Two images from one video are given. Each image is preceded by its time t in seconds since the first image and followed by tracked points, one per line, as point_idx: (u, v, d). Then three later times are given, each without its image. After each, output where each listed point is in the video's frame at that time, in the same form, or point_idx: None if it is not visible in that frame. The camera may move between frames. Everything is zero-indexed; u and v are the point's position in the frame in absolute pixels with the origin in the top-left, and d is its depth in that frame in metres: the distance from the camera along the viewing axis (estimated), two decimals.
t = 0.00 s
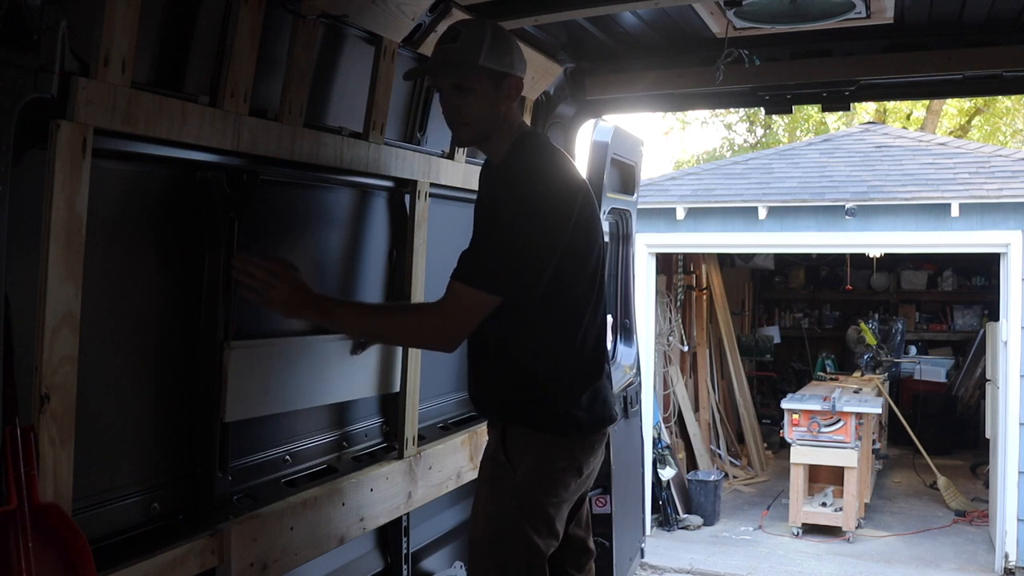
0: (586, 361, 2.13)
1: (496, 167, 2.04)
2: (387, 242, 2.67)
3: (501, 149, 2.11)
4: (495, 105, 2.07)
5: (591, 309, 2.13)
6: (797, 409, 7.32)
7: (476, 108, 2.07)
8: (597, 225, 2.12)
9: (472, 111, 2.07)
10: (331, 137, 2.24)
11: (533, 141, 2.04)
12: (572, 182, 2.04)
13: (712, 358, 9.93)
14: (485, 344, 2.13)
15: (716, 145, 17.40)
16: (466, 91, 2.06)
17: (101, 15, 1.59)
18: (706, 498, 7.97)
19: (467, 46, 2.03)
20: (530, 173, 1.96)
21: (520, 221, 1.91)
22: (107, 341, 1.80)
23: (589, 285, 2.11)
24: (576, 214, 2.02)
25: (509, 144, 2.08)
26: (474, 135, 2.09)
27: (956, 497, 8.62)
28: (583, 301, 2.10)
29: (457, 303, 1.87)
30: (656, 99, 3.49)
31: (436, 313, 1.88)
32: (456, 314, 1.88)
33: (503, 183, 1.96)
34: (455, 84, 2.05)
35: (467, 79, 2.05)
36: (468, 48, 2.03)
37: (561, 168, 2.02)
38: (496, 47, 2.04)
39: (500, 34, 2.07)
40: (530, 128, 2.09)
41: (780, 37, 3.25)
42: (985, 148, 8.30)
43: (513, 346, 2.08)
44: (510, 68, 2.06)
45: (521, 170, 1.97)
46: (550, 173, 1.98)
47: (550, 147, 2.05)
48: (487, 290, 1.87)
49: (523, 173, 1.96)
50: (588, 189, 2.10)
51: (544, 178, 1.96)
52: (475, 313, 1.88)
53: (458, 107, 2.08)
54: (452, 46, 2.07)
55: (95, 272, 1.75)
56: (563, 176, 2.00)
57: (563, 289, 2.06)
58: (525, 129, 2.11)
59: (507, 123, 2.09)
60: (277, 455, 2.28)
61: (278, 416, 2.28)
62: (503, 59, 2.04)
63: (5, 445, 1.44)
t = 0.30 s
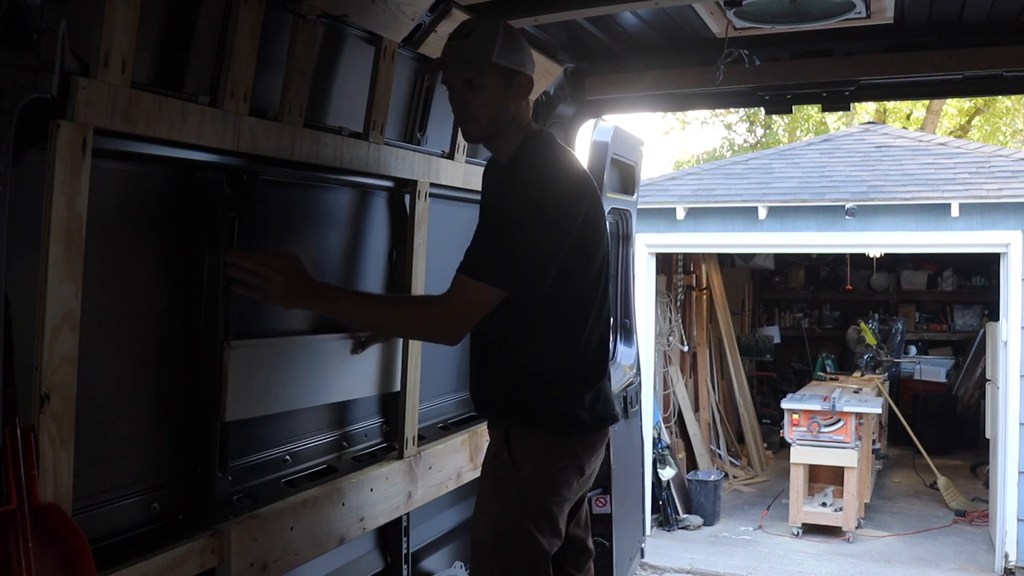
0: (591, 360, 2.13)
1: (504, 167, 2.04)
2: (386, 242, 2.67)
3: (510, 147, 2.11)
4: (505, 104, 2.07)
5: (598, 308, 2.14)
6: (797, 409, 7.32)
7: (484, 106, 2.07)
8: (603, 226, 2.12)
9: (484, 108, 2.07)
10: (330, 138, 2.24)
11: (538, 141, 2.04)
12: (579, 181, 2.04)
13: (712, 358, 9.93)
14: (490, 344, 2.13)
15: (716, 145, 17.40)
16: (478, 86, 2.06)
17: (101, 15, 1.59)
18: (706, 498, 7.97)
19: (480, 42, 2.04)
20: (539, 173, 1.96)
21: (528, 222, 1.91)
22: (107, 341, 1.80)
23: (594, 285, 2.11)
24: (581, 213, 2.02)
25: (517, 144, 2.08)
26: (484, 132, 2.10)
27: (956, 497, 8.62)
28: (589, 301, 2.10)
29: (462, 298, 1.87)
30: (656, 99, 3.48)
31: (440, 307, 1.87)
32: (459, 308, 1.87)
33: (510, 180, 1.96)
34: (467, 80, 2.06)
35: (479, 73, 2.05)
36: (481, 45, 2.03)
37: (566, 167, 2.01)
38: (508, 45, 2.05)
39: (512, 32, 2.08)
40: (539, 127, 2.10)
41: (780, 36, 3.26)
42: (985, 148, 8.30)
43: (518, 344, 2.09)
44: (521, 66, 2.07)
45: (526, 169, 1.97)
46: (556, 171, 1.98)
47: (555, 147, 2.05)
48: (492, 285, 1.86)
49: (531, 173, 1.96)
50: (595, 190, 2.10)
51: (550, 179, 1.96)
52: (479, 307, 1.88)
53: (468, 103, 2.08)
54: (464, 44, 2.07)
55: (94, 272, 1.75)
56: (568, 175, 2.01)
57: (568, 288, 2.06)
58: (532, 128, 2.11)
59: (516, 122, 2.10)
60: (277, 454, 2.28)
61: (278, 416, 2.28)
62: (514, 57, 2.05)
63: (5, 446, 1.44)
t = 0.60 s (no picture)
0: (597, 357, 2.14)
1: (507, 167, 2.04)
2: (387, 242, 2.67)
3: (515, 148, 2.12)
4: (513, 107, 2.09)
5: (604, 305, 2.15)
6: (797, 409, 7.32)
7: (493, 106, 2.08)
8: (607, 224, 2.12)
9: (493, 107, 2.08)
10: (331, 137, 2.24)
11: (542, 141, 2.04)
12: (581, 182, 2.03)
13: (712, 358, 9.93)
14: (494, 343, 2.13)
15: (716, 145, 17.40)
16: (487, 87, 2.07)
17: (101, 15, 1.59)
18: (706, 498, 7.97)
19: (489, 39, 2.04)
20: (542, 172, 1.96)
21: (537, 222, 1.91)
22: (107, 340, 1.80)
23: (598, 284, 2.11)
24: (589, 212, 2.02)
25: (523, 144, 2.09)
26: (494, 134, 2.12)
27: (956, 497, 8.62)
28: (593, 298, 2.11)
29: (473, 294, 1.87)
30: (656, 99, 3.48)
31: (446, 304, 1.87)
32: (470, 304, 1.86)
33: (515, 180, 1.96)
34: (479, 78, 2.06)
35: (490, 73, 2.05)
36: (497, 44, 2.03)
37: (570, 166, 2.01)
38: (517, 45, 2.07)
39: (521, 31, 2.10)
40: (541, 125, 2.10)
41: (780, 37, 3.26)
42: (986, 148, 8.30)
43: (524, 344, 2.09)
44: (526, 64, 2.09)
45: (529, 170, 1.97)
46: (559, 170, 1.98)
47: (558, 146, 2.06)
48: (505, 282, 1.86)
49: (534, 172, 1.96)
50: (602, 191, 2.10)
51: (553, 178, 1.96)
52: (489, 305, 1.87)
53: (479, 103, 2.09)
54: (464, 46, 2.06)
55: (94, 272, 1.75)
56: (572, 174, 2.01)
57: (573, 288, 2.07)
58: (534, 127, 2.12)
59: (520, 121, 2.11)
60: (277, 455, 2.28)
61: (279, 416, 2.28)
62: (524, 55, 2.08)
63: (5, 446, 1.44)
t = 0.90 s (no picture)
0: (595, 357, 2.14)
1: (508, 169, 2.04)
2: (387, 242, 2.67)
3: (510, 154, 2.08)
4: (504, 111, 2.03)
5: (602, 308, 2.15)
6: (797, 409, 7.32)
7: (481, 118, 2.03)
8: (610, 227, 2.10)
9: (483, 117, 2.02)
10: (331, 137, 2.24)
11: (541, 144, 2.04)
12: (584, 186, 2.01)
13: (712, 358, 9.93)
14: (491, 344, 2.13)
15: (716, 145, 17.40)
16: (477, 97, 2.00)
17: (101, 15, 1.59)
18: (706, 498, 7.97)
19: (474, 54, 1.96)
20: (542, 174, 1.96)
21: (538, 224, 1.90)
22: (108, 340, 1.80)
23: (595, 288, 2.10)
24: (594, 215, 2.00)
25: (519, 152, 2.06)
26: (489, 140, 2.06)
27: (956, 497, 8.62)
28: (592, 300, 2.10)
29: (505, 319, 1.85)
30: (656, 99, 3.48)
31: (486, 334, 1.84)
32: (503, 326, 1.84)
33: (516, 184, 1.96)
34: (467, 92, 2.00)
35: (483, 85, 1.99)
36: (477, 57, 1.96)
37: (572, 168, 2.00)
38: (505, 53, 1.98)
39: (506, 34, 2.00)
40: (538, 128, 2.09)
41: (780, 37, 3.26)
42: (986, 148, 8.30)
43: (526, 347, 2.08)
44: (519, 71, 2.00)
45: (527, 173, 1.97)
46: (559, 173, 1.97)
47: (558, 148, 2.05)
48: (526, 300, 1.85)
49: (534, 174, 1.96)
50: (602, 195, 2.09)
51: (553, 181, 1.95)
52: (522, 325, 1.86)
53: (468, 114, 2.03)
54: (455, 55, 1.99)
55: (95, 273, 1.75)
56: (574, 176, 1.99)
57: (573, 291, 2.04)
58: (534, 130, 2.10)
59: (515, 125, 2.06)
60: (277, 455, 2.29)
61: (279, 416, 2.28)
62: (512, 64, 1.98)
63: (5, 446, 1.44)
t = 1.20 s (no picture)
0: (593, 360, 2.13)
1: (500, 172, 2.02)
2: (387, 242, 2.67)
3: (492, 165, 2.07)
4: (484, 124, 2.01)
5: (598, 314, 2.14)
6: (797, 409, 7.32)
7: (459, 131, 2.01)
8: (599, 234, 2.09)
9: (461, 133, 2.01)
10: (330, 137, 2.24)
11: (530, 152, 2.05)
12: (571, 193, 2.02)
13: (712, 358, 9.93)
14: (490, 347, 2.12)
15: (716, 145, 17.40)
16: (456, 113, 1.98)
17: (101, 15, 1.59)
18: (706, 498, 7.98)
19: (451, 68, 1.94)
20: (533, 181, 1.96)
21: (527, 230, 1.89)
22: (108, 340, 1.80)
23: (590, 296, 2.08)
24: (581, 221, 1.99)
25: (502, 162, 2.04)
26: (467, 155, 2.05)
27: (956, 497, 8.62)
28: (588, 305, 2.09)
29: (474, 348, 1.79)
30: (656, 99, 3.48)
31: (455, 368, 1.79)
32: (469, 356, 1.78)
33: (505, 190, 1.95)
34: (444, 108, 1.97)
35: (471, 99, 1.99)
36: (455, 70, 1.94)
37: (558, 178, 2.00)
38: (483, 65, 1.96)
39: (483, 48, 1.99)
40: (520, 139, 2.08)
41: (781, 36, 3.25)
42: (986, 148, 8.30)
43: (523, 353, 2.08)
44: (500, 82, 1.99)
45: (519, 179, 1.97)
46: (546, 182, 1.97)
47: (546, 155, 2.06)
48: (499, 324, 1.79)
49: (525, 181, 1.96)
50: (591, 201, 2.09)
51: (543, 187, 1.95)
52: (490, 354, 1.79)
53: (447, 128, 2.01)
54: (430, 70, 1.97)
55: (95, 273, 1.75)
56: (561, 185, 2.00)
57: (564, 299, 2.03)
58: (520, 138, 2.09)
59: (494, 139, 2.05)
60: (277, 455, 2.28)
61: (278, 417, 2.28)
62: (491, 73, 1.96)
63: (5, 445, 1.45)
